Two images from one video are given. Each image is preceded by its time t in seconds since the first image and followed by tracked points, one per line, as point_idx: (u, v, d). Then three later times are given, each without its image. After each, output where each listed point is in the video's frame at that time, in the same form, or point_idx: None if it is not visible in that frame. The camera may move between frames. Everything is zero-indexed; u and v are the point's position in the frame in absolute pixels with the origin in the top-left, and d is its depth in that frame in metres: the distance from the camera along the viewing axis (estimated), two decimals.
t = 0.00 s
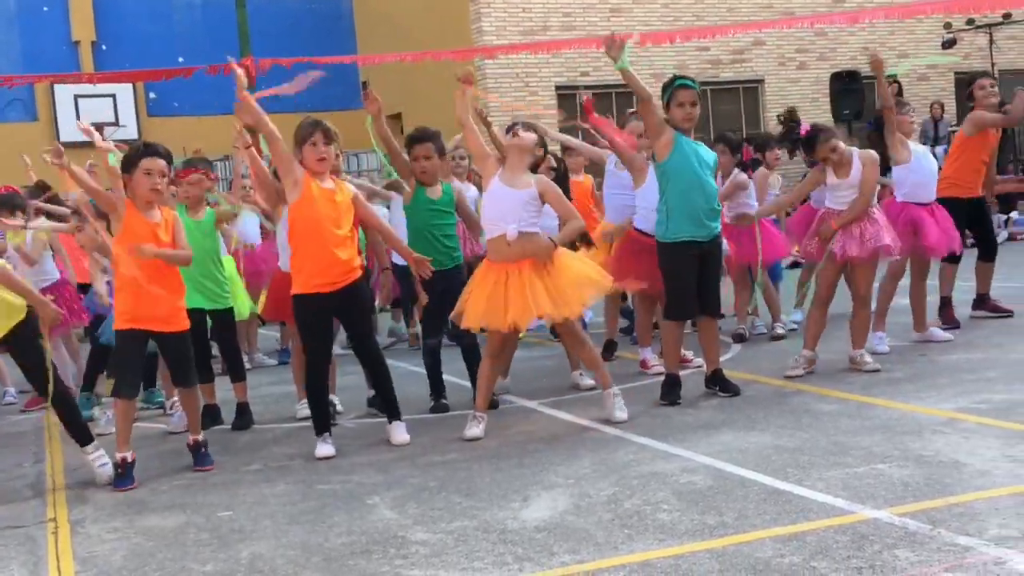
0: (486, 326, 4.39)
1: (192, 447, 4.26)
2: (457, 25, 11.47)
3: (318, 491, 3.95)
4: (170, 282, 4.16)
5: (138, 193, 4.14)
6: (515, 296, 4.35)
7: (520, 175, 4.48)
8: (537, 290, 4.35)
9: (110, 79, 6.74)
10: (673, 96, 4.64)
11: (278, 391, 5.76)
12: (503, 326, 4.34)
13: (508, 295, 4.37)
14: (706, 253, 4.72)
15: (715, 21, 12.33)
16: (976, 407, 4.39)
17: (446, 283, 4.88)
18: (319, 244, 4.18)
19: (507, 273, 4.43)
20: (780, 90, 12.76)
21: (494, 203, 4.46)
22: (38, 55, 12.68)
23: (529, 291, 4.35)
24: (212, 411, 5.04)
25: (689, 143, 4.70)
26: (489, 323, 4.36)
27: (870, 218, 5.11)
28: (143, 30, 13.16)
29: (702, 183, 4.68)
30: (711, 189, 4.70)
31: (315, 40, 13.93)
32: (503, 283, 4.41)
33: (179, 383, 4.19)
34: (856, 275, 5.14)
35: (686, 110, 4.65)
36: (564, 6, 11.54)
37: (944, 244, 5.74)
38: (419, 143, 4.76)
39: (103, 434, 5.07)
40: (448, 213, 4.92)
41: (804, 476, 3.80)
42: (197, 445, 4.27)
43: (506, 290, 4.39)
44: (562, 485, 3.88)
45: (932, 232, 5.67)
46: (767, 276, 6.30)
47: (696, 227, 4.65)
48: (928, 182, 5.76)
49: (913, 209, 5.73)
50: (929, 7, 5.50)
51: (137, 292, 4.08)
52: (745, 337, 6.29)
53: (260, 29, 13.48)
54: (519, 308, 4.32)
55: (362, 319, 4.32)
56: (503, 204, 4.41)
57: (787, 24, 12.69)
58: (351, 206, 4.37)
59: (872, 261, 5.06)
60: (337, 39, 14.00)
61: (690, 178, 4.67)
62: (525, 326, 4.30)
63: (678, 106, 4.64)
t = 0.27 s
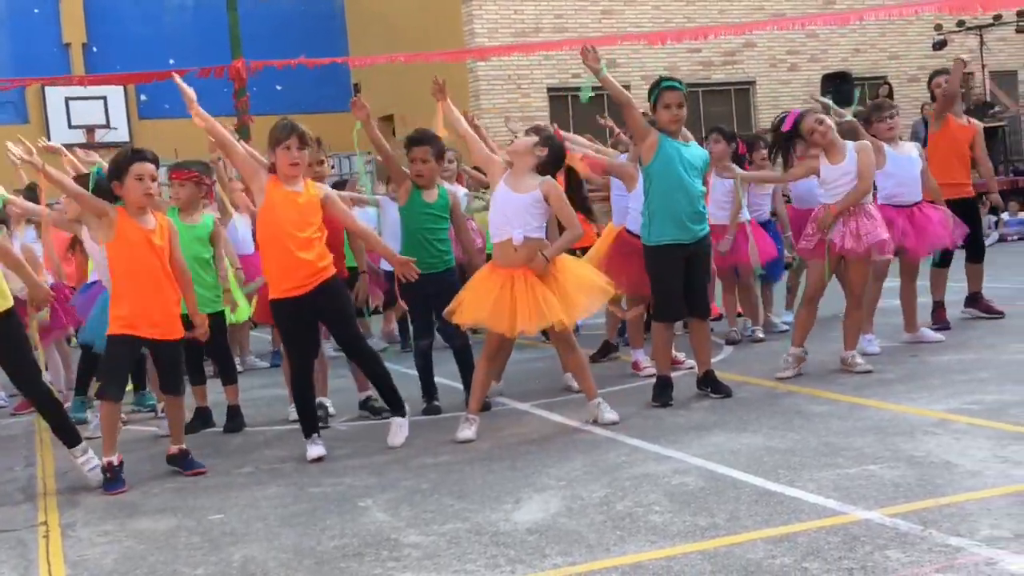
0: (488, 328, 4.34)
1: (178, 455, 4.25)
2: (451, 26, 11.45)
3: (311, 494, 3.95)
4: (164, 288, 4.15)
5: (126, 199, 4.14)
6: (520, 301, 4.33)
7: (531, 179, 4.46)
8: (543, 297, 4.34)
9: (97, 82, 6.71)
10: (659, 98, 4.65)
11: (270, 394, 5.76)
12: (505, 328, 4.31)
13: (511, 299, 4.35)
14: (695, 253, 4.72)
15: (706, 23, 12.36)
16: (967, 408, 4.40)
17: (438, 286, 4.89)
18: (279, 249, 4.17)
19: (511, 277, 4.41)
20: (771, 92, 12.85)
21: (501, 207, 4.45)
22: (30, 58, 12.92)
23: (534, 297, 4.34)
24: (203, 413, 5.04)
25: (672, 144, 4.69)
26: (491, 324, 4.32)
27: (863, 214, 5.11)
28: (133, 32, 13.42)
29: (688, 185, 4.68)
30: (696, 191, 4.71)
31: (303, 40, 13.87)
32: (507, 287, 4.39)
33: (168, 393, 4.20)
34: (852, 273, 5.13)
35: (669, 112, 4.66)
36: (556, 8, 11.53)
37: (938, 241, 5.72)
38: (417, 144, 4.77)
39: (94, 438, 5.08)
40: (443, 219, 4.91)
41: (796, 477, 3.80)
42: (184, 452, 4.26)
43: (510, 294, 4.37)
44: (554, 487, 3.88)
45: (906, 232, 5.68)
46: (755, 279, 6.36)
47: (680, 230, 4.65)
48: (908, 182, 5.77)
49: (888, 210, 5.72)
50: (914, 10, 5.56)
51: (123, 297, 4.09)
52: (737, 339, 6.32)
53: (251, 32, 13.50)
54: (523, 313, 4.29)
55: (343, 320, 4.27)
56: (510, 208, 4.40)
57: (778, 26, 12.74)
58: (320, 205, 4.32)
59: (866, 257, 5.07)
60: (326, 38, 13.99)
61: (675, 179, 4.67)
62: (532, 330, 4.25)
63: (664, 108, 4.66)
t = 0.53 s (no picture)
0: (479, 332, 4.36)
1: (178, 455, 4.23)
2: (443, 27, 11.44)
3: (303, 496, 3.94)
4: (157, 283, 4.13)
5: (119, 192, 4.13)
6: (508, 306, 4.32)
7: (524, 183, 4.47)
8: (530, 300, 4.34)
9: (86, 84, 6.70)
10: (647, 100, 4.64)
11: (263, 396, 5.76)
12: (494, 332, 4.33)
13: (500, 304, 4.35)
14: (683, 255, 4.73)
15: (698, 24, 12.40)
16: (958, 409, 4.41)
17: (428, 288, 4.89)
18: (258, 250, 4.17)
19: (501, 282, 4.41)
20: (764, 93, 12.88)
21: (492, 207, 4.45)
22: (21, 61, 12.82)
23: (522, 301, 4.34)
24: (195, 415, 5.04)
25: (660, 147, 4.69)
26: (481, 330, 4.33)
27: (844, 215, 5.12)
28: (125, 33, 13.42)
29: (676, 188, 4.68)
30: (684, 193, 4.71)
31: (297, 41, 13.92)
32: (496, 291, 4.39)
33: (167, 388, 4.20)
34: (835, 274, 5.14)
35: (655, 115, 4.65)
36: (548, 9, 11.53)
37: (922, 243, 5.73)
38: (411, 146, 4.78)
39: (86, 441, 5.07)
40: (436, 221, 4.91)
41: (788, 478, 3.81)
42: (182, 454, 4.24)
43: (499, 298, 4.37)
44: (546, 489, 3.88)
45: (886, 234, 5.68)
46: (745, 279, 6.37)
47: (668, 233, 4.65)
48: (891, 188, 5.78)
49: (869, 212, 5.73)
50: (906, 10, 5.55)
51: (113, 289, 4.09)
52: (731, 340, 6.34)
53: (244, 30, 13.47)
54: (511, 317, 4.30)
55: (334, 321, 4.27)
56: (500, 210, 4.40)
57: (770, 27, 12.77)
58: (301, 204, 4.28)
59: (849, 257, 5.06)
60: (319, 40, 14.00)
61: (663, 182, 4.68)
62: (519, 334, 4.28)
63: (651, 110, 4.64)
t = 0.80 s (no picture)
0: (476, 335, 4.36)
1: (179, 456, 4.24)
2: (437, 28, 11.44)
3: (297, 498, 3.94)
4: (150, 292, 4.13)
5: (112, 203, 4.12)
6: (506, 309, 4.32)
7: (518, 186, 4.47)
8: (527, 302, 4.34)
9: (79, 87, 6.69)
10: (638, 101, 4.65)
11: (256, 398, 5.76)
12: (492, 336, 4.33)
13: (497, 306, 4.35)
14: (674, 257, 4.73)
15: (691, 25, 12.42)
16: (951, 410, 4.42)
17: (420, 289, 4.88)
18: (253, 253, 4.17)
19: (497, 284, 4.40)
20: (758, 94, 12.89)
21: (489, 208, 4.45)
22: (14, 62, 12.87)
23: (519, 303, 4.34)
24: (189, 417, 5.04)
25: (652, 149, 4.69)
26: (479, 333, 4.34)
27: (823, 217, 5.14)
28: (117, 34, 13.39)
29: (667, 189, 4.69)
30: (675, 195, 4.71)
31: (291, 42, 13.92)
32: (493, 293, 4.39)
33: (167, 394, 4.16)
34: (821, 274, 5.14)
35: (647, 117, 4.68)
36: (541, 11, 11.53)
37: (906, 248, 5.75)
38: (405, 149, 4.79)
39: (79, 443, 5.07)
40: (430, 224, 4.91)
41: (782, 479, 3.81)
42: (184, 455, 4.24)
43: (496, 301, 4.37)
44: (540, 490, 3.88)
45: (871, 237, 5.71)
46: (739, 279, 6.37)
47: (659, 234, 4.65)
48: (881, 190, 5.78)
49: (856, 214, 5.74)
50: (898, 11, 5.56)
51: (109, 299, 4.09)
52: (725, 342, 6.34)
53: (237, 32, 13.36)
54: (509, 320, 4.30)
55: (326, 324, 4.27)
56: (496, 211, 4.41)
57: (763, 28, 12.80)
58: (294, 207, 4.28)
59: (830, 259, 5.07)
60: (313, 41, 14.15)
61: (654, 184, 4.68)
62: (519, 334, 4.27)
63: (642, 112, 4.68)
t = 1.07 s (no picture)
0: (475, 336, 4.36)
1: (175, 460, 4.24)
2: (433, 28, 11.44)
3: (293, 499, 3.94)
4: (152, 295, 4.12)
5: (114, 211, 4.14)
6: (505, 309, 4.32)
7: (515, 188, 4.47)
8: (526, 302, 4.34)
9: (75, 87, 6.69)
10: (633, 101, 4.66)
11: (253, 399, 5.76)
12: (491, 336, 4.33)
13: (496, 307, 4.35)
14: (669, 258, 4.73)
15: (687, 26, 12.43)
16: (946, 410, 4.42)
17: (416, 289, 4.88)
18: (251, 254, 4.17)
19: (495, 284, 4.40)
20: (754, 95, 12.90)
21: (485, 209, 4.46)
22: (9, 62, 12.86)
23: (518, 304, 4.34)
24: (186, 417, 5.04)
25: (646, 149, 4.70)
26: (478, 333, 4.33)
27: (818, 218, 5.16)
28: (112, 34, 13.38)
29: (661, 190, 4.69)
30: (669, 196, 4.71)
31: (287, 43, 13.92)
32: (491, 294, 4.39)
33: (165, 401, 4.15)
34: (816, 275, 5.15)
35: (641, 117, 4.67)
36: (537, 11, 11.53)
37: (901, 249, 5.75)
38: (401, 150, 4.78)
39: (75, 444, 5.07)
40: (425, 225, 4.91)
41: (778, 479, 3.82)
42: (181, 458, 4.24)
43: (494, 301, 4.37)
44: (536, 491, 3.89)
45: (866, 237, 5.72)
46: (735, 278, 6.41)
47: (653, 235, 4.66)
48: (876, 192, 5.78)
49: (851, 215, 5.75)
50: (892, 11, 5.57)
51: (115, 306, 4.09)
52: (720, 343, 6.35)
53: (233, 32, 13.41)
54: (508, 321, 4.30)
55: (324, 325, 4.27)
56: (492, 212, 4.40)
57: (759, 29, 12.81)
58: (293, 207, 4.29)
59: (825, 260, 5.08)
60: (310, 42, 14.11)
61: (648, 184, 4.68)
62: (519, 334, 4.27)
63: (636, 112, 4.67)
